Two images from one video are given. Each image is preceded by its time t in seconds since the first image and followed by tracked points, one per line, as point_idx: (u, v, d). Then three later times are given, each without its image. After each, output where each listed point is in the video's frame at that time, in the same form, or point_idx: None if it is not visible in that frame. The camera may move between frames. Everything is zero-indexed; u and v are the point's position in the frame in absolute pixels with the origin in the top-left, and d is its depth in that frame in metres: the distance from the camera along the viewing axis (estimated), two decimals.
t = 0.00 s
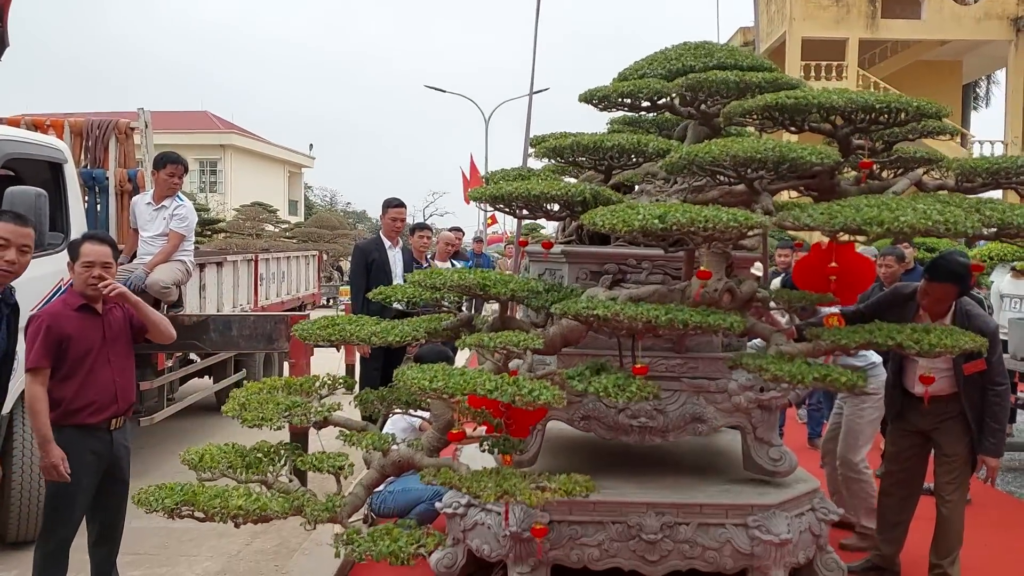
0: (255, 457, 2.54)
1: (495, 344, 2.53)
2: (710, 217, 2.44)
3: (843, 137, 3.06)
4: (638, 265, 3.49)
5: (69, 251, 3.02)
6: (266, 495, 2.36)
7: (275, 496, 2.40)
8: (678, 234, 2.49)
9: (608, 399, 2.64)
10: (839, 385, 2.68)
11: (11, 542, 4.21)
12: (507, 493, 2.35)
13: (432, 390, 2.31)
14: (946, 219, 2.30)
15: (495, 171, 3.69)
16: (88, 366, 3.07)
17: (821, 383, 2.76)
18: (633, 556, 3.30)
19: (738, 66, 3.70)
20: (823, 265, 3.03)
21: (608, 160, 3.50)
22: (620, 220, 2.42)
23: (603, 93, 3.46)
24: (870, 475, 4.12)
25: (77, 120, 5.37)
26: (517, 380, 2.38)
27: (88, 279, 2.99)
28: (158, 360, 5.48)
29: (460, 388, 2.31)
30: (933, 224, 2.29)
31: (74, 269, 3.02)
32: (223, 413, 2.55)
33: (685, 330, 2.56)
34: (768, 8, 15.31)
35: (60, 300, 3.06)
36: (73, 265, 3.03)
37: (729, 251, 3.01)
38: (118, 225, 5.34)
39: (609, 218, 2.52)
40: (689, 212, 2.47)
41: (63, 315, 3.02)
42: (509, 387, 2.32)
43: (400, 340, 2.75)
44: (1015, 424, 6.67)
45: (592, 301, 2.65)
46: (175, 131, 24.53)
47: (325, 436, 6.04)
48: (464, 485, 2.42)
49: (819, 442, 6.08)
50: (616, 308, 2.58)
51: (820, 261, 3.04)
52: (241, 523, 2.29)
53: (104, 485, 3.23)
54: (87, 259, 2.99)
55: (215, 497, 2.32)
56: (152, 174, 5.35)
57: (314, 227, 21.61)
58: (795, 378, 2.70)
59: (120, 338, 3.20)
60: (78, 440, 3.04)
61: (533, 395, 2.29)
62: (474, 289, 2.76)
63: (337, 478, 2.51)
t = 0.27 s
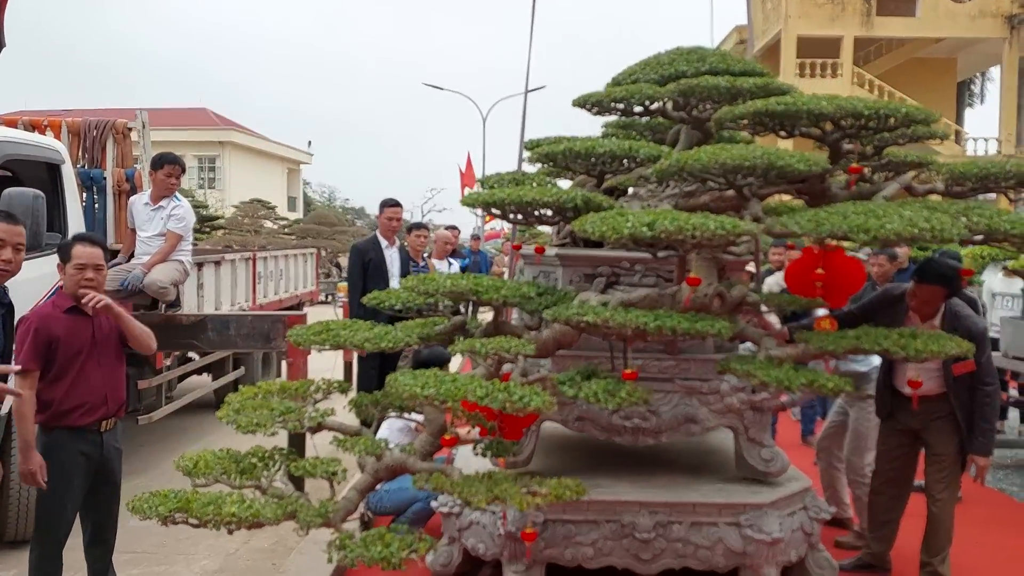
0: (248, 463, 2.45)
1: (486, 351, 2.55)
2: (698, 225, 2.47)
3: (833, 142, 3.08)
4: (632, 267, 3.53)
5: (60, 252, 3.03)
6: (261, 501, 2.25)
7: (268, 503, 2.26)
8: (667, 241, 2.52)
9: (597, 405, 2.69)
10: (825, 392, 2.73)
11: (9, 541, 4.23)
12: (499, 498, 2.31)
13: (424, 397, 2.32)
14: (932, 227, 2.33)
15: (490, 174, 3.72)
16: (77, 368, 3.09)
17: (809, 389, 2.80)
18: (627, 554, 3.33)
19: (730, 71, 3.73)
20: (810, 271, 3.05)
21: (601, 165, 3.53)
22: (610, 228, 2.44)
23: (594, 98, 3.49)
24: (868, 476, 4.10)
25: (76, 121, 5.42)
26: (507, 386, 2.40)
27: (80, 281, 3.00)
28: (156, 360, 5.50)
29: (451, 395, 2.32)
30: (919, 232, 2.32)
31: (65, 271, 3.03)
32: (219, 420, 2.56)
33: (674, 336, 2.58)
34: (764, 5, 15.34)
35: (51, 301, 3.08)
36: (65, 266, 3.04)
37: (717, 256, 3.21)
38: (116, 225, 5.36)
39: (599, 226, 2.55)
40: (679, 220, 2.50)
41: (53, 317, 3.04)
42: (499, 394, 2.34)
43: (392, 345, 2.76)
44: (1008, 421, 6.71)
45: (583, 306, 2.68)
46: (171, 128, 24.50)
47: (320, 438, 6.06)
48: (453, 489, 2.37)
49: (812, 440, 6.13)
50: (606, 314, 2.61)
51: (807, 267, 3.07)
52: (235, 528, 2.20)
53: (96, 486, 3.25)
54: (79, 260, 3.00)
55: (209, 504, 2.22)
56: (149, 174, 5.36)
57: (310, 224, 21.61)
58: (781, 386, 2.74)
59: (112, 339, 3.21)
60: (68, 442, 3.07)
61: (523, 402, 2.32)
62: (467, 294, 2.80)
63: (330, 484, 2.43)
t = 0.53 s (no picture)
0: (235, 466, 2.36)
1: (474, 354, 2.56)
2: (685, 230, 2.48)
3: (821, 144, 3.09)
4: (622, 268, 3.54)
5: (38, 252, 3.06)
6: (248, 505, 2.17)
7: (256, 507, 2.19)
8: (654, 246, 2.52)
9: (585, 409, 2.72)
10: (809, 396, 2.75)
11: None
12: (485, 503, 2.35)
13: (411, 402, 2.33)
14: (917, 231, 2.34)
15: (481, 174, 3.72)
16: (60, 368, 3.10)
17: (794, 392, 2.82)
18: (618, 551, 3.35)
19: (720, 72, 3.74)
20: (799, 275, 3.05)
21: (590, 166, 3.54)
22: (596, 233, 2.44)
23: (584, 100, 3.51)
24: (858, 472, 4.13)
25: (66, 117, 5.36)
26: (494, 391, 2.41)
27: (59, 278, 3.03)
28: (148, 357, 5.50)
29: (439, 400, 2.32)
30: (904, 236, 2.33)
31: (45, 271, 3.06)
32: (206, 424, 2.53)
33: (660, 341, 2.59)
34: None
35: (31, 303, 3.10)
36: (43, 266, 3.07)
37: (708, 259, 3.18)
38: (106, 222, 5.36)
39: (587, 230, 2.56)
40: (665, 225, 2.51)
41: (33, 318, 3.05)
42: (486, 399, 2.35)
43: (380, 349, 2.75)
44: (998, 416, 6.76)
45: (571, 310, 2.69)
46: (163, 122, 24.39)
47: (313, 436, 6.06)
48: (441, 493, 2.40)
49: (805, 435, 6.16)
50: (594, 318, 2.61)
51: (795, 270, 3.08)
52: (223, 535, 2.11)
53: (85, 487, 3.25)
54: (57, 259, 3.02)
55: (199, 510, 2.13)
56: (140, 171, 5.34)
57: (304, 218, 21.56)
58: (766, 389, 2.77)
59: (94, 339, 3.22)
60: (54, 443, 3.08)
61: (510, 407, 2.33)
62: (455, 297, 2.82)
63: (319, 487, 2.37)
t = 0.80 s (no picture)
0: (221, 460, 2.35)
1: (458, 349, 2.58)
2: (665, 226, 2.51)
3: (801, 140, 3.13)
4: (607, 262, 3.58)
5: (10, 245, 3.07)
6: (234, 498, 2.18)
7: (241, 500, 2.21)
8: (635, 241, 2.55)
9: (567, 403, 2.75)
10: (787, 388, 2.80)
11: None
12: (469, 494, 2.30)
13: (395, 397, 2.35)
14: (891, 227, 2.38)
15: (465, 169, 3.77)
16: (38, 362, 3.11)
17: (771, 385, 2.86)
18: (602, 540, 3.40)
19: (701, 68, 3.79)
20: (775, 270, 3.13)
21: (573, 162, 3.60)
22: (578, 229, 2.47)
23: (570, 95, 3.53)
24: (838, 462, 4.21)
25: (48, 109, 5.32)
26: (478, 384, 2.44)
27: (34, 270, 3.04)
28: (133, 350, 5.48)
29: (423, 394, 2.34)
30: (878, 232, 2.37)
31: (19, 264, 3.07)
32: (192, 417, 2.54)
33: (641, 335, 2.62)
34: None
35: (6, 297, 3.10)
36: (18, 259, 3.08)
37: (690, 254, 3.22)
38: (90, 214, 5.35)
39: (570, 226, 2.59)
40: (645, 221, 2.54)
41: (10, 312, 3.06)
42: (470, 392, 2.38)
43: (365, 343, 2.76)
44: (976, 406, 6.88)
45: (554, 304, 2.72)
46: (146, 113, 24.16)
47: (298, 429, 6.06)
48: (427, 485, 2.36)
49: (787, 426, 6.25)
50: (576, 313, 2.64)
51: (773, 266, 3.15)
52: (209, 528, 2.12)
53: (66, 479, 3.25)
54: (31, 251, 3.04)
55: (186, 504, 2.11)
56: (124, 164, 5.33)
57: (289, 210, 21.45)
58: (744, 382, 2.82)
59: (71, 331, 3.24)
60: (30, 436, 3.08)
61: (493, 400, 2.37)
62: (439, 292, 2.83)
63: (305, 481, 2.36)
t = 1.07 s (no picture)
0: (211, 452, 2.32)
1: (448, 342, 2.58)
2: (653, 221, 2.51)
3: (790, 135, 3.14)
4: (598, 256, 3.59)
5: None
6: (225, 489, 2.17)
7: (232, 491, 2.20)
8: (624, 236, 2.55)
9: (556, 395, 2.75)
10: (774, 380, 2.81)
11: None
12: (458, 487, 2.33)
13: (384, 389, 2.35)
14: (877, 221, 2.39)
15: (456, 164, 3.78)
16: (25, 355, 3.11)
17: (758, 377, 2.87)
18: (593, 532, 3.42)
19: (690, 64, 3.79)
20: (763, 264, 3.14)
21: (565, 157, 3.62)
22: (566, 224, 2.48)
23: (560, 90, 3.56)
24: (827, 455, 4.28)
25: (35, 101, 5.21)
26: (467, 377, 2.45)
27: (20, 264, 3.03)
28: (122, 344, 5.46)
29: (412, 387, 2.35)
30: (864, 227, 2.39)
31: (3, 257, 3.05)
32: (182, 410, 2.53)
33: (628, 329, 2.63)
34: None
35: None
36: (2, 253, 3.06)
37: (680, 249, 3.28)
38: (78, 208, 5.32)
39: (558, 220, 2.59)
40: (634, 215, 2.54)
41: None
42: (458, 385, 2.38)
43: (354, 338, 2.75)
44: (964, 400, 6.93)
45: (544, 299, 2.72)
46: (136, 105, 23.99)
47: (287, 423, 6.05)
48: (416, 478, 2.37)
49: (777, 419, 6.27)
50: (565, 306, 2.65)
51: (761, 261, 3.16)
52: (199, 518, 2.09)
53: (53, 474, 3.23)
54: (15, 244, 3.03)
55: (176, 494, 2.10)
56: (113, 157, 5.26)
57: (281, 204, 21.36)
58: (731, 375, 2.84)
59: (56, 325, 3.24)
60: (14, 430, 3.07)
61: (482, 392, 2.37)
62: (429, 286, 2.82)
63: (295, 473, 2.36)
